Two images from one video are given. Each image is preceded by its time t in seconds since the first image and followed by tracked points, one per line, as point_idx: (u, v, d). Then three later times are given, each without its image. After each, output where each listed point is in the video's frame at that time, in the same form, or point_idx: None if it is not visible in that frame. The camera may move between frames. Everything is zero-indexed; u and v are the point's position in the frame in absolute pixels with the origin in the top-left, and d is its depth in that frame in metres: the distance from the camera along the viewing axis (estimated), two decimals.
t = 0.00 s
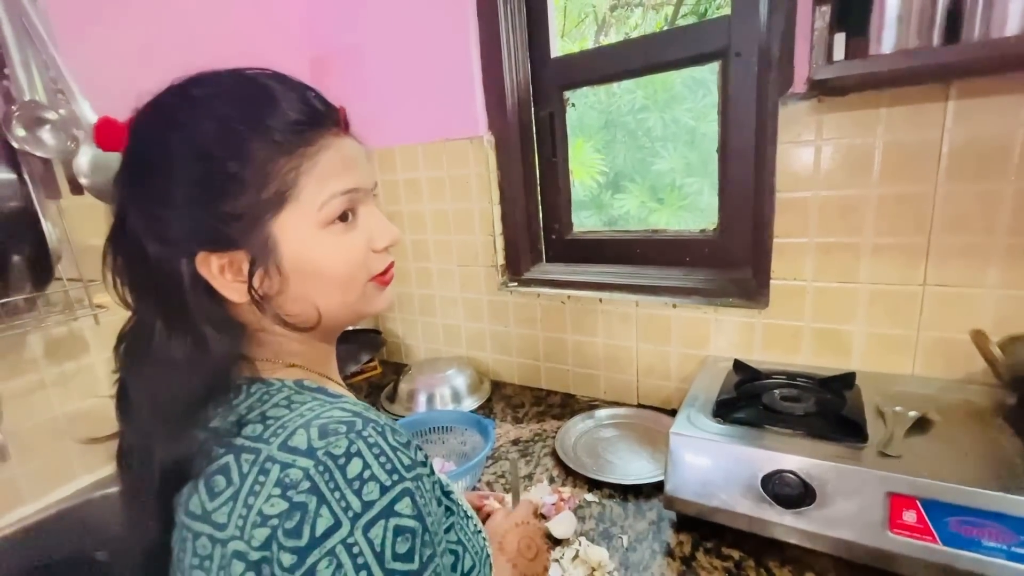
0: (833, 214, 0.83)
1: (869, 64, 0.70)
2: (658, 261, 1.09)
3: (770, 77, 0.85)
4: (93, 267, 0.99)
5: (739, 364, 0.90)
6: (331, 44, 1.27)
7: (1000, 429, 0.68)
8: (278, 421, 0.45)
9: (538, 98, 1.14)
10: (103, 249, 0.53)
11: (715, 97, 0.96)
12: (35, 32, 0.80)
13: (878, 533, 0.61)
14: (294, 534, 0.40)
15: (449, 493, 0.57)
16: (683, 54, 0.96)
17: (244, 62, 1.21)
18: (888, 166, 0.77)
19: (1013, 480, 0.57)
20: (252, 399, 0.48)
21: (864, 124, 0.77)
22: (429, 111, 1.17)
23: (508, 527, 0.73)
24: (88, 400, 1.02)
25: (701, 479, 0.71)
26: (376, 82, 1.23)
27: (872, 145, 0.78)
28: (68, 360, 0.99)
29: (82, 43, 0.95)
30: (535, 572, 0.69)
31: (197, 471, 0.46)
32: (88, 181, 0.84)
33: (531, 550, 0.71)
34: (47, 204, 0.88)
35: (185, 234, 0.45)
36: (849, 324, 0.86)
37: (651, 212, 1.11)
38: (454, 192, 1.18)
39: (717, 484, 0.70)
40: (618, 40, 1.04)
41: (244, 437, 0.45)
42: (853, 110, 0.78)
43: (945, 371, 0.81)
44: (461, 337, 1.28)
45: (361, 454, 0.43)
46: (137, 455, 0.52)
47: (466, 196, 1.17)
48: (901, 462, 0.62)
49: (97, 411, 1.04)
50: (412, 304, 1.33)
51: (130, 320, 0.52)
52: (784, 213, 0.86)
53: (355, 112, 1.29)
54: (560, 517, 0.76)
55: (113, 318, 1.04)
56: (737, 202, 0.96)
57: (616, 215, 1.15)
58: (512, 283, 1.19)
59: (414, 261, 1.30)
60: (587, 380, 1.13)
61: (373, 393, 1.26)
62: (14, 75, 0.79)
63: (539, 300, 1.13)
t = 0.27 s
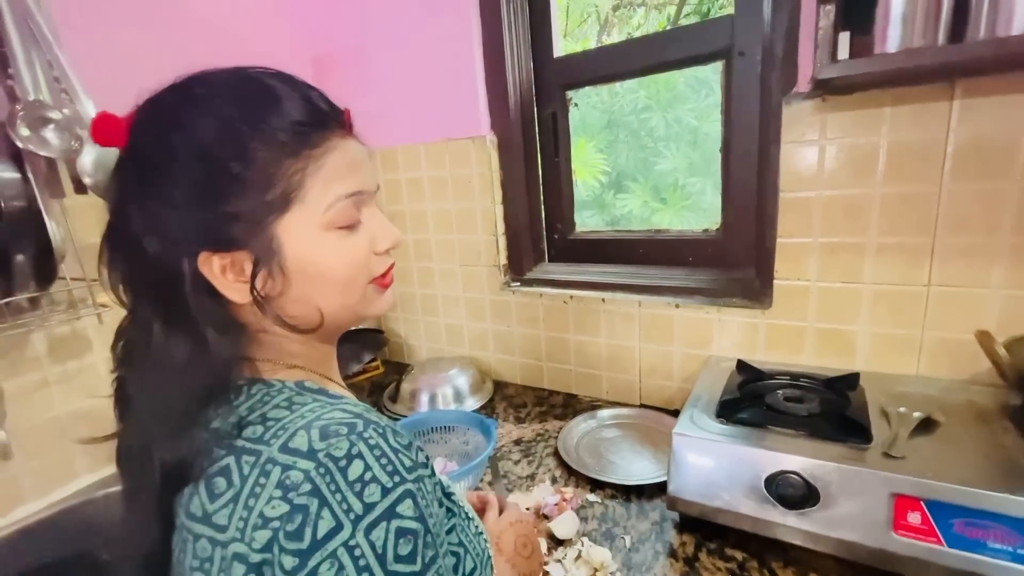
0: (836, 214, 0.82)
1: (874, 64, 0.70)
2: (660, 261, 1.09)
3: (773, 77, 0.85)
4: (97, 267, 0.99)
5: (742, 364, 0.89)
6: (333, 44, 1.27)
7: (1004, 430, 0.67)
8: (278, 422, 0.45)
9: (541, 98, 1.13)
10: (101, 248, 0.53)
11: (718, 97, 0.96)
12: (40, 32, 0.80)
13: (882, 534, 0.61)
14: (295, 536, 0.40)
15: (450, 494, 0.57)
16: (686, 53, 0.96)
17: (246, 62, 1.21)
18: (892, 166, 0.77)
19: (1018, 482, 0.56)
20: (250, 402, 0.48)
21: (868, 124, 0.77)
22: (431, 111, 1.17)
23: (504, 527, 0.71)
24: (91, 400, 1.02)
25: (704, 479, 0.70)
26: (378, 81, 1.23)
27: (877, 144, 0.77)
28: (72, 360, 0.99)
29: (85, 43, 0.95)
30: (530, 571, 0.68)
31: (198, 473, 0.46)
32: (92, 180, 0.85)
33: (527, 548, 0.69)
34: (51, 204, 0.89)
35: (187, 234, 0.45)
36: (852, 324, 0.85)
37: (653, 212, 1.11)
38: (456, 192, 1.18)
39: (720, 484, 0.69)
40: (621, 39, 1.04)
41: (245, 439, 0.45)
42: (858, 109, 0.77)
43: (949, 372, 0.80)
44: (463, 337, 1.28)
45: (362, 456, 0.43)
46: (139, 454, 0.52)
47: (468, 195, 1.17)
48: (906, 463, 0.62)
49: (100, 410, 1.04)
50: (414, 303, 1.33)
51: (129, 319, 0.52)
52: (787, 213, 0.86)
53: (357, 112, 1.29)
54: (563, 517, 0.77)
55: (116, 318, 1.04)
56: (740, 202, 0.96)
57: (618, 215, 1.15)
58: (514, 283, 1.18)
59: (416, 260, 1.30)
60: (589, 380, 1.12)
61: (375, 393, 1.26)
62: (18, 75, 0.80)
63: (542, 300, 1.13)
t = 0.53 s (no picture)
0: (838, 215, 0.82)
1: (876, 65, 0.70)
2: (662, 262, 1.09)
3: (775, 78, 0.85)
4: (100, 267, 0.99)
5: (743, 365, 0.89)
6: (336, 45, 1.27)
7: (1006, 432, 0.67)
8: (276, 426, 0.45)
9: (543, 99, 1.13)
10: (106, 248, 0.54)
11: (720, 98, 0.96)
12: (43, 34, 0.81)
13: (883, 537, 0.61)
14: (291, 541, 0.40)
15: (448, 497, 0.57)
16: (687, 54, 0.96)
17: (249, 63, 1.22)
18: (894, 168, 0.77)
19: (1019, 484, 0.56)
20: (249, 404, 0.48)
21: (870, 126, 0.77)
22: (434, 112, 1.17)
23: (504, 529, 0.71)
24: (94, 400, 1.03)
25: (705, 480, 0.70)
26: (380, 82, 1.24)
27: (879, 146, 0.77)
28: (75, 360, 0.99)
29: (88, 45, 0.96)
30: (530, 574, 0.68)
31: (195, 476, 0.46)
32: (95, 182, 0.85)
33: (527, 552, 0.70)
34: (54, 204, 0.89)
35: (193, 233, 0.46)
36: (854, 326, 0.85)
37: (655, 213, 1.11)
38: (458, 193, 1.18)
39: (721, 486, 0.69)
40: (623, 41, 1.04)
41: (242, 443, 0.45)
42: (860, 110, 0.77)
43: (950, 374, 0.80)
44: (464, 338, 1.28)
45: (359, 460, 0.43)
46: (140, 454, 0.52)
47: (470, 196, 1.17)
48: (907, 466, 0.62)
49: (102, 410, 1.04)
50: (416, 304, 1.33)
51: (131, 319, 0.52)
52: (789, 214, 0.86)
53: (359, 113, 1.29)
54: (563, 520, 0.77)
55: (118, 318, 1.05)
56: (742, 203, 0.96)
57: (619, 216, 1.15)
58: (516, 284, 1.18)
59: (418, 261, 1.30)
60: (590, 381, 1.12)
61: (376, 393, 1.26)
62: (22, 77, 0.80)
63: (543, 301, 1.13)
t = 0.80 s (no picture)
0: (840, 215, 0.82)
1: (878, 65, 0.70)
2: (663, 262, 1.09)
3: (777, 78, 0.84)
4: (102, 266, 1.00)
5: (744, 365, 0.89)
6: (338, 45, 1.27)
7: (1008, 433, 0.67)
8: (268, 430, 0.45)
9: (544, 99, 1.14)
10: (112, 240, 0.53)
11: (722, 98, 0.96)
12: (47, 34, 0.81)
13: (885, 537, 0.60)
14: (282, 547, 0.41)
15: (445, 498, 0.57)
16: (689, 54, 0.95)
17: (251, 64, 1.22)
18: (896, 168, 0.77)
19: (1021, 485, 0.56)
20: (243, 407, 0.48)
21: (872, 126, 0.77)
22: (436, 111, 1.17)
23: (505, 528, 0.71)
24: (96, 399, 1.03)
25: (705, 480, 0.70)
26: (383, 82, 1.24)
27: (881, 146, 0.77)
28: (78, 359, 1.00)
29: (91, 45, 0.96)
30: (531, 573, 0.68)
31: (188, 480, 0.47)
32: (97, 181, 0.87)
33: (528, 550, 0.69)
34: (57, 204, 0.89)
35: (205, 227, 0.46)
36: (855, 326, 0.85)
37: (656, 213, 1.11)
38: (459, 193, 1.18)
39: (722, 486, 0.69)
40: (624, 41, 1.04)
41: (233, 447, 0.45)
42: (862, 110, 0.77)
43: (952, 374, 0.80)
44: (466, 338, 1.28)
45: (351, 465, 0.43)
46: (141, 453, 0.52)
47: (471, 196, 1.17)
48: (909, 466, 0.61)
49: (104, 409, 1.04)
50: (417, 304, 1.33)
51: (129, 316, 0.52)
52: (791, 214, 0.86)
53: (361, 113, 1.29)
54: (564, 518, 0.77)
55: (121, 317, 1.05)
56: (743, 203, 0.96)
57: (621, 216, 1.15)
58: (517, 283, 1.19)
59: (419, 261, 1.30)
60: (591, 381, 1.12)
61: (378, 393, 1.26)
62: (25, 77, 0.80)
63: (544, 301, 1.13)
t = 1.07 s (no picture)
0: (840, 217, 0.82)
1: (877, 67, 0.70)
2: (663, 265, 1.09)
3: (777, 80, 0.84)
4: (103, 268, 1.00)
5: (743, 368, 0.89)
6: (340, 46, 1.28)
7: (1008, 436, 0.67)
8: (248, 453, 0.44)
9: (545, 101, 1.14)
10: (137, 229, 0.51)
11: (722, 99, 0.96)
12: (49, 36, 0.81)
13: (883, 541, 0.60)
14: None
15: (436, 510, 0.55)
16: (690, 55, 0.95)
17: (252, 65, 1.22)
18: (897, 170, 0.77)
19: (1020, 488, 0.56)
20: (224, 424, 0.46)
21: (872, 128, 0.77)
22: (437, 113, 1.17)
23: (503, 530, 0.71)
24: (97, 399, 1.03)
25: (705, 484, 0.70)
26: (384, 83, 1.24)
27: (881, 148, 0.77)
28: (78, 359, 1.00)
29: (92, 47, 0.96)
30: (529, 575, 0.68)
31: (163, 504, 0.46)
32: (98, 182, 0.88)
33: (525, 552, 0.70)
34: (58, 205, 0.89)
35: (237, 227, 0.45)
36: (855, 328, 0.85)
37: (656, 215, 1.11)
38: (459, 194, 1.19)
39: (723, 489, 0.69)
40: (625, 42, 1.04)
41: (212, 472, 0.44)
42: (862, 111, 0.77)
43: (952, 377, 0.80)
44: (466, 339, 1.28)
45: (334, 490, 0.43)
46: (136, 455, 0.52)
47: (471, 197, 1.17)
48: (908, 469, 0.61)
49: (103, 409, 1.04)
50: (417, 305, 1.34)
51: (124, 317, 0.52)
52: (791, 215, 0.86)
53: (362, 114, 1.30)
54: (562, 521, 0.77)
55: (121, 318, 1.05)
56: (744, 205, 0.96)
57: (621, 217, 1.15)
58: (517, 285, 1.18)
59: (419, 262, 1.30)
60: (591, 383, 1.12)
61: (377, 394, 1.26)
62: (26, 78, 0.80)
63: (544, 303, 1.13)
